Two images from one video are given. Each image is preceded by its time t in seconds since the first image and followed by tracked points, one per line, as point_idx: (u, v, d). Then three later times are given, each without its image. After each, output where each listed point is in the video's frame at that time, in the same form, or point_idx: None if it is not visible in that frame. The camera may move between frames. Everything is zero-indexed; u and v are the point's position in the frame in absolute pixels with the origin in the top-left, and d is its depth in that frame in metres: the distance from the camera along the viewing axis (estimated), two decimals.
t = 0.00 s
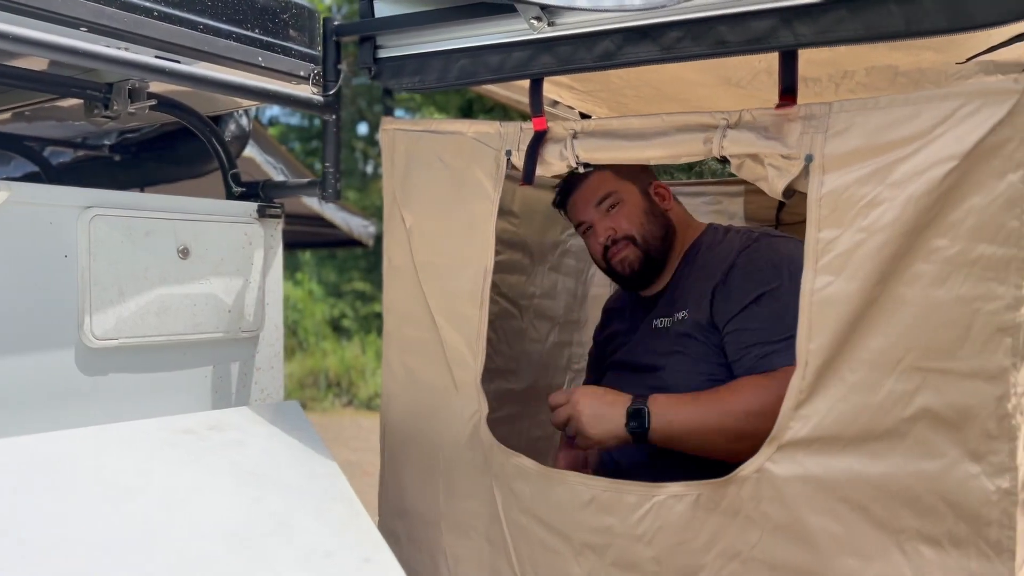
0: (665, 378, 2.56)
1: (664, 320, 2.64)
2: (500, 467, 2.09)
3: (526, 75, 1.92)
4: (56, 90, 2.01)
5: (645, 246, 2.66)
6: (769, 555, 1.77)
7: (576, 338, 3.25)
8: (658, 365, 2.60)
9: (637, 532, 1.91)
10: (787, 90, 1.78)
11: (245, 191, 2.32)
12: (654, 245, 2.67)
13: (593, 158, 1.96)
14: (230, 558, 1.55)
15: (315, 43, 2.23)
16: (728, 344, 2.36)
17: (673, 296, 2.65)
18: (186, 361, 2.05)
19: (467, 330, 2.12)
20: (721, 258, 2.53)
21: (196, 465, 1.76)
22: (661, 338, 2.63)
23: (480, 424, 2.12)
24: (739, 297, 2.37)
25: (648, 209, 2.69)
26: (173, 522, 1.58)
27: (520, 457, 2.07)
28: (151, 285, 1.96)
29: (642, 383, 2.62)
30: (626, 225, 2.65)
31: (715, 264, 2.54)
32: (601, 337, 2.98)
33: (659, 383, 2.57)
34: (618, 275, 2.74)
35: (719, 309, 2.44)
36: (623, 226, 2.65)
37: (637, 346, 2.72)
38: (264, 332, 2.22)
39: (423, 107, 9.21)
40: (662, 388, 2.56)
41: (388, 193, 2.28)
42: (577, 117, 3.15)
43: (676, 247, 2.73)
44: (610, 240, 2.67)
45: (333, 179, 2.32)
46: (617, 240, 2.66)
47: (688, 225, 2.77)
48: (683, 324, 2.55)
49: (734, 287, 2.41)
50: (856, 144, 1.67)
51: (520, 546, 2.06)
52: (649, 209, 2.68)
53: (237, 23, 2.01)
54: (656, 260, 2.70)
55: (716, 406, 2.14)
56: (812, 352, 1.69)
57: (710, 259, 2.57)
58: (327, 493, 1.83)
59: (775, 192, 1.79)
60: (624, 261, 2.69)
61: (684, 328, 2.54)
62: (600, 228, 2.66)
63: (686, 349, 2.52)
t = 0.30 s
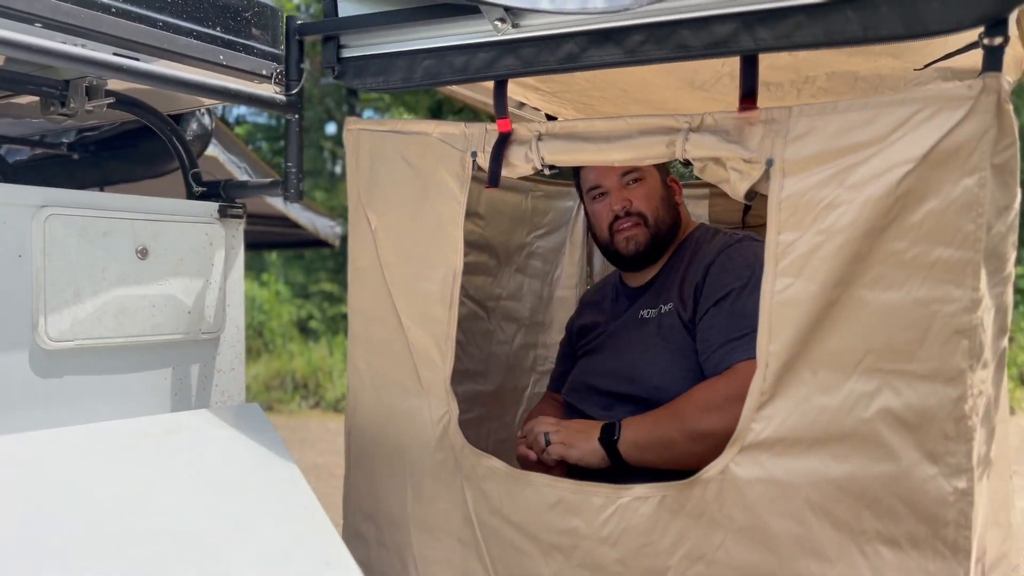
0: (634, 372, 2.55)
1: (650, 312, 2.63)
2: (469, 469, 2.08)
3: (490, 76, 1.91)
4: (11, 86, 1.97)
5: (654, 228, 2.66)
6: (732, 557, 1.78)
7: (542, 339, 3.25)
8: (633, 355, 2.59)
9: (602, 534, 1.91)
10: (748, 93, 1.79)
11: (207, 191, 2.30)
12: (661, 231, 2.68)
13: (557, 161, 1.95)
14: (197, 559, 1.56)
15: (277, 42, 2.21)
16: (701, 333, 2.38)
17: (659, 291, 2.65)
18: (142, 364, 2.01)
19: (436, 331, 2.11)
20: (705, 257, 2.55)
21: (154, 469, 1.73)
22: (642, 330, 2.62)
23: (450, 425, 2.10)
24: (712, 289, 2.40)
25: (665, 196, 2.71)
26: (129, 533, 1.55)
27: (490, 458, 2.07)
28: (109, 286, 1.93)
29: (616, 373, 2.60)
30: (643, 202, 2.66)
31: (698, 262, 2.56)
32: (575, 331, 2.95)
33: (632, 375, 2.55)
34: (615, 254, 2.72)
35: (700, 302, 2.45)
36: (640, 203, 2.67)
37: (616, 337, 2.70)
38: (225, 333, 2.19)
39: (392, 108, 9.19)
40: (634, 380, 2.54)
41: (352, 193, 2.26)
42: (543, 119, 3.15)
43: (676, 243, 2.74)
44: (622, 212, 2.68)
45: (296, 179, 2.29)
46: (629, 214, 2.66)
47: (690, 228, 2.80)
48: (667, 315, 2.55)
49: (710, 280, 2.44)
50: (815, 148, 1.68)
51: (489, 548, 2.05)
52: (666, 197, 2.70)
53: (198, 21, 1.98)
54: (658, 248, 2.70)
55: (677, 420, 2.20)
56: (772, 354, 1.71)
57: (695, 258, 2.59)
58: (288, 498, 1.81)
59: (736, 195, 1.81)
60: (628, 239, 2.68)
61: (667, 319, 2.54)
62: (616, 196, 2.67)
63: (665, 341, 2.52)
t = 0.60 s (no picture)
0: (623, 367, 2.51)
1: (638, 307, 2.58)
2: (432, 474, 2.08)
3: (456, 80, 1.90)
4: None
5: (646, 214, 2.64)
6: (695, 559, 1.79)
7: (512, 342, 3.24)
8: (621, 350, 2.54)
9: (568, 537, 1.91)
10: (712, 99, 1.80)
11: (171, 194, 2.27)
12: (651, 221, 2.65)
13: (524, 165, 1.95)
14: (183, 560, 1.62)
15: (242, 43, 2.20)
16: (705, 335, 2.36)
17: (646, 287, 2.62)
18: (103, 369, 1.98)
19: (399, 335, 2.10)
20: (698, 258, 2.54)
21: (114, 475, 1.71)
22: (629, 326, 2.57)
23: (412, 430, 2.10)
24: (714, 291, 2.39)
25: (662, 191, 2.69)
26: (87, 545, 1.56)
27: (453, 463, 2.07)
28: (69, 290, 1.90)
29: (606, 369, 2.55)
30: (641, 187, 2.65)
31: (693, 263, 2.54)
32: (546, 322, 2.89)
33: (623, 371, 2.50)
34: (599, 232, 2.68)
35: (700, 302, 2.43)
36: (638, 187, 2.65)
37: (599, 331, 2.65)
38: (188, 337, 2.17)
39: (364, 109, 9.17)
40: (629, 375, 2.49)
41: (318, 195, 2.23)
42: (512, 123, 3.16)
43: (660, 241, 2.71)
44: (618, 189, 2.66)
45: (261, 181, 2.24)
46: (625, 193, 2.64)
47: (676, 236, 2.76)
48: (660, 312, 2.51)
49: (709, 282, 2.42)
50: (777, 154, 1.70)
51: (452, 552, 2.05)
52: (665, 192, 2.68)
53: (161, 21, 1.96)
54: (644, 238, 2.66)
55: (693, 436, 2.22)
56: (736, 358, 1.72)
57: (688, 257, 2.57)
58: (249, 509, 1.80)
59: (700, 200, 1.82)
60: (617, 218, 2.64)
61: (660, 316, 2.50)
62: (617, 174, 2.66)
63: (655, 336, 2.48)
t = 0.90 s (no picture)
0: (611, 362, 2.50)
1: (625, 307, 2.59)
2: (405, 478, 2.07)
3: (428, 83, 1.90)
4: None
5: (629, 211, 2.66)
6: (665, 561, 1.80)
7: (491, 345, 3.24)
8: (609, 346, 2.53)
9: (539, 540, 1.92)
10: (681, 105, 1.81)
11: (139, 196, 2.25)
12: (633, 218, 2.67)
13: (496, 169, 1.96)
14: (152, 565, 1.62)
15: (213, 45, 2.19)
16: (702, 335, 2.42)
17: (629, 290, 2.64)
18: (72, 372, 1.96)
19: (369, 338, 2.10)
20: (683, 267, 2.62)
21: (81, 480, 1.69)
22: (617, 324, 2.57)
23: (383, 434, 2.09)
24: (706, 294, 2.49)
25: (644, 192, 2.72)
26: (53, 550, 1.55)
27: (423, 467, 2.07)
28: (36, 293, 1.88)
29: (594, 365, 2.52)
30: (623, 187, 2.67)
31: (680, 271, 2.61)
32: (519, 326, 2.87)
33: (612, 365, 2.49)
34: (582, 229, 2.70)
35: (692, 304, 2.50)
36: (620, 186, 2.68)
37: (583, 330, 2.63)
38: (158, 340, 2.15)
39: (339, 111, 9.14)
40: (621, 368, 2.47)
41: (289, 198, 2.22)
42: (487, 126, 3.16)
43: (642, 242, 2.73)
44: (600, 187, 2.68)
45: (231, 184, 2.23)
46: (607, 191, 2.67)
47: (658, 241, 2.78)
48: (650, 311, 2.53)
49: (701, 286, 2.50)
50: (745, 160, 1.72)
51: (424, 556, 2.05)
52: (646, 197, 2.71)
53: (130, 22, 1.95)
54: (626, 236, 2.67)
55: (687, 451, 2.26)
56: (706, 362, 1.74)
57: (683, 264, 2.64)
58: (218, 513, 1.79)
59: (669, 205, 1.84)
60: (599, 214, 2.66)
61: (651, 315, 2.53)
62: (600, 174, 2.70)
63: (645, 333, 2.50)
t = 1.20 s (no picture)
0: (598, 360, 2.51)
1: (609, 309, 2.62)
2: (388, 480, 2.08)
3: (409, 87, 1.91)
4: None
5: (597, 215, 2.70)
6: (647, 561, 1.81)
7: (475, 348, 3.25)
8: (595, 346, 2.55)
9: (522, 541, 1.93)
10: (661, 110, 1.83)
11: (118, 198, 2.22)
12: (602, 222, 2.71)
13: (478, 172, 1.96)
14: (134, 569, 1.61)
15: (194, 47, 2.18)
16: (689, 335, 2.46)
17: (610, 292, 2.67)
18: (51, 376, 1.95)
19: (355, 340, 2.10)
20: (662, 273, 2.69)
21: (61, 484, 1.68)
22: (601, 325, 2.60)
23: (369, 436, 2.10)
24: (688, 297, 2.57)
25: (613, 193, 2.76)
26: (32, 556, 1.53)
27: (409, 469, 2.07)
28: (14, 296, 1.87)
29: (581, 364, 2.53)
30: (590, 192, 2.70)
31: (660, 276, 2.67)
32: (499, 334, 2.88)
33: (599, 363, 2.50)
34: (553, 234, 2.74)
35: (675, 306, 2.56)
36: (586, 190, 2.71)
37: (567, 332, 2.65)
38: (137, 344, 2.13)
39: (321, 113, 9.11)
40: (609, 367, 2.48)
41: (273, 201, 2.21)
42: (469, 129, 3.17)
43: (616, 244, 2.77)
44: (567, 193, 2.72)
45: (212, 187, 2.22)
46: (574, 196, 2.71)
47: (635, 242, 2.83)
48: (636, 311, 2.57)
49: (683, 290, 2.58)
50: (724, 164, 1.74)
51: (407, 558, 2.05)
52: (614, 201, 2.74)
53: (109, 24, 1.94)
54: (597, 240, 2.72)
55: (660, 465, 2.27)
56: (687, 364, 1.75)
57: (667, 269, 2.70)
58: (199, 516, 1.79)
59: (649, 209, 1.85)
60: (569, 219, 2.70)
61: (637, 315, 2.56)
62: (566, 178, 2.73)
63: (630, 333, 2.52)
